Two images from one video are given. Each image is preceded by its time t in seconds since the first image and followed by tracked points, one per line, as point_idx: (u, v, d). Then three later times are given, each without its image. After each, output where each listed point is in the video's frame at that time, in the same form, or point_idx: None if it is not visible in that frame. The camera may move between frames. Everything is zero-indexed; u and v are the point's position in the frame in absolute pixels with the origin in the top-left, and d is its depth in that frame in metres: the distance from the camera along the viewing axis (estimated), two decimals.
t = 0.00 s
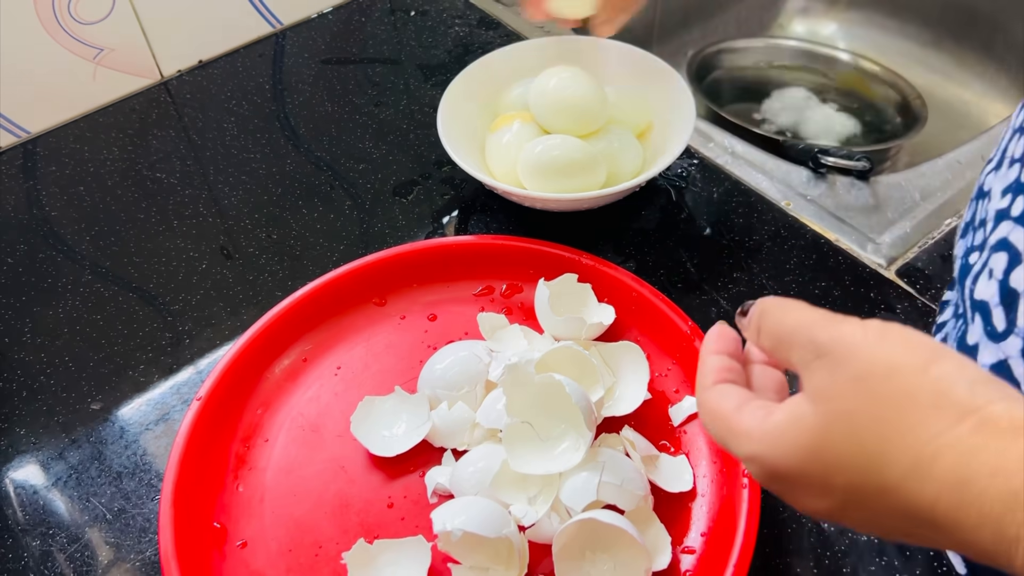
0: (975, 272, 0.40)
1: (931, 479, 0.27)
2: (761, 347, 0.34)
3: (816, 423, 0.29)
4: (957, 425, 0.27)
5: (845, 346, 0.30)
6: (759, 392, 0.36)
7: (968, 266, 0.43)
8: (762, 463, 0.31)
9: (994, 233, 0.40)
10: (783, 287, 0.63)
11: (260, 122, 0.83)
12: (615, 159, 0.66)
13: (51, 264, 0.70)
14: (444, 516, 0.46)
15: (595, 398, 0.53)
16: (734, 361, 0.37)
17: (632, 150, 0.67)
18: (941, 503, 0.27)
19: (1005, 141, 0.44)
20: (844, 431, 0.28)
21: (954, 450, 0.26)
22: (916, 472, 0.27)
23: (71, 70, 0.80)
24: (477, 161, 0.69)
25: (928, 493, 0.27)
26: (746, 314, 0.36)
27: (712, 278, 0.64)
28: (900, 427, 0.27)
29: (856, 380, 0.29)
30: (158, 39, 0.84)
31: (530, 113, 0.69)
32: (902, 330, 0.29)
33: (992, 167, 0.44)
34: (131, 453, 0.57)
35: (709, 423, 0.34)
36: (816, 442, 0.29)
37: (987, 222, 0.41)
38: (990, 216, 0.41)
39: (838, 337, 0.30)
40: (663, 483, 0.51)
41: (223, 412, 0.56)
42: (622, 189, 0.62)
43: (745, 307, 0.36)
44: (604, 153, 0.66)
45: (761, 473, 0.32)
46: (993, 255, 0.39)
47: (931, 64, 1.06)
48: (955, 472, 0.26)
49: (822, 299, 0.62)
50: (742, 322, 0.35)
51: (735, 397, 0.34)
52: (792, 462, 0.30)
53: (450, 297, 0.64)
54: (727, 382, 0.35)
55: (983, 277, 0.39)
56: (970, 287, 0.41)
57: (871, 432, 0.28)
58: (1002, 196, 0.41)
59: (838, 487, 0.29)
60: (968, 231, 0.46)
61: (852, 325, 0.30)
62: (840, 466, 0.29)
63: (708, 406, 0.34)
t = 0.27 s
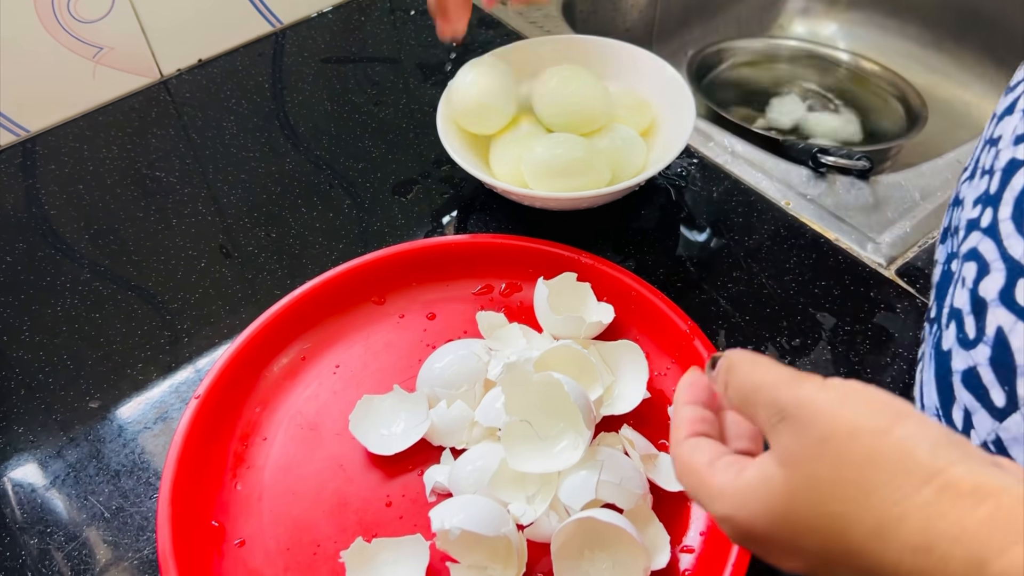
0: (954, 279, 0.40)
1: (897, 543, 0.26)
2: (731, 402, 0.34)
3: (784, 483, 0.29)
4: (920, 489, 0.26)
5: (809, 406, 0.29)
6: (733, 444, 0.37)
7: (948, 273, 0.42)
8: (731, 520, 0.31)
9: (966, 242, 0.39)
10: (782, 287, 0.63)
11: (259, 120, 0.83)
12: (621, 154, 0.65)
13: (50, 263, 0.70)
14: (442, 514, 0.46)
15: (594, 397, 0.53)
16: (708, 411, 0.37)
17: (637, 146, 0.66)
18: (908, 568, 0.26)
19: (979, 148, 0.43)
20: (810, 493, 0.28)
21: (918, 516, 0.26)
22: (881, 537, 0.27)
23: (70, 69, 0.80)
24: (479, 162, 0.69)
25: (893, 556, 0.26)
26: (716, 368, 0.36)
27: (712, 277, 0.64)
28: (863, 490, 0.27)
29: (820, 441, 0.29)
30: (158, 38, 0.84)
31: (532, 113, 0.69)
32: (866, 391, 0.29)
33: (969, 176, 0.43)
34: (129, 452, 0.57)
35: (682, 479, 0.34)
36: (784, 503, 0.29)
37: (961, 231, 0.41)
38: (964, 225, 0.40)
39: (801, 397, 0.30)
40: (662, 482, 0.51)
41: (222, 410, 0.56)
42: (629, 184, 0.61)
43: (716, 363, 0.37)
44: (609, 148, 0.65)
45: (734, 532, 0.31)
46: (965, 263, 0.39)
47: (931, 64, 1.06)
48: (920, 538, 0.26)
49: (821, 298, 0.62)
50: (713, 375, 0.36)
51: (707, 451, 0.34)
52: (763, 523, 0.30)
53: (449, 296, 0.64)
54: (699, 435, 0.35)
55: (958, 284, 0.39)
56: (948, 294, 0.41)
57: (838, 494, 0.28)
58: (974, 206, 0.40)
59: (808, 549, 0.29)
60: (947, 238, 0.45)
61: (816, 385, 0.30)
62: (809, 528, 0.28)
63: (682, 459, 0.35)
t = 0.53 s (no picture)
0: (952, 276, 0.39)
1: (811, 479, 0.26)
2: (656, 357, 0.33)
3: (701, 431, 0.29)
4: (832, 425, 0.26)
5: (727, 356, 0.29)
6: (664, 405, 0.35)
7: (949, 270, 0.42)
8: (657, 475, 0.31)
9: (965, 235, 0.38)
10: (784, 288, 0.63)
11: (261, 121, 0.83)
12: (625, 154, 0.66)
13: (53, 263, 0.71)
14: (445, 513, 0.46)
15: (596, 397, 0.53)
16: (639, 371, 0.36)
17: (641, 145, 0.67)
18: (821, 501, 0.26)
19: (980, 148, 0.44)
20: (725, 438, 0.28)
21: (828, 452, 0.26)
22: (795, 474, 0.27)
23: (73, 69, 0.80)
24: (483, 164, 0.69)
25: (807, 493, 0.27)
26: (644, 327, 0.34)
27: (713, 278, 0.64)
28: (774, 429, 0.27)
29: (733, 387, 0.28)
30: (161, 38, 0.84)
31: (535, 116, 0.69)
32: (780, 339, 0.29)
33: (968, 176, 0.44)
34: (132, 451, 0.57)
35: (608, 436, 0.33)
36: (700, 450, 0.29)
37: (960, 228, 0.40)
38: (963, 222, 0.39)
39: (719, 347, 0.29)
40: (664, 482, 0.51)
41: (224, 411, 0.56)
42: (635, 183, 0.62)
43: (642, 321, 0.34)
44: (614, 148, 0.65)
45: (659, 483, 0.31)
46: (962, 257, 0.37)
47: (932, 65, 1.06)
48: (831, 473, 0.26)
49: (823, 300, 0.62)
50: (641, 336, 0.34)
51: (635, 411, 0.33)
52: (683, 471, 0.30)
53: (451, 296, 0.64)
54: (629, 396, 0.34)
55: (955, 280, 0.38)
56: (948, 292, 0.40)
57: (751, 436, 0.28)
58: (972, 202, 0.39)
59: (726, 491, 0.29)
60: (945, 237, 0.45)
61: (730, 334, 0.29)
62: (726, 473, 0.29)
63: (610, 421, 0.33)
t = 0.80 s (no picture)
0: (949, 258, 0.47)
1: (806, 358, 0.28)
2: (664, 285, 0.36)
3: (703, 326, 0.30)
4: (826, 309, 0.28)
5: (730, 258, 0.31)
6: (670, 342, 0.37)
7: (940, 257, 0.50)
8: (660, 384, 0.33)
9: (961, 218, 0.45)
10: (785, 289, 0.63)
11: (261, 120, 0.83)
12: (626, 154, 0.66)
13: (52, 262, 0.70)
14: (444, 515, 0.45)
15: (596, 399, 0.52)
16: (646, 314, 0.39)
17: (642, 145, 0.66)
18: (814, 380, 0.28)
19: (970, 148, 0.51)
20: (724, 329, 0.29)
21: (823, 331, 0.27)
22: (789, 356, 0.28)
23: (73, 68, 0.80)
24: (484, 164, 0.69)
25: (800, 376, 0.28)
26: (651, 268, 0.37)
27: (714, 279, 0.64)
28: (771, 313, 0.29)
29: (734, 280, 0.30)
30: (160, 37, 0.84)
31: (536, 116, 0.69)
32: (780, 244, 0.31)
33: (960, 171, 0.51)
34: (130, 452, 0.57)
35: (616, 357, 0.35)
36: (699, 344, 0.30)
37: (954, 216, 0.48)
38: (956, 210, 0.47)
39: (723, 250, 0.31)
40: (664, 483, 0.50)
41: (223, 411, 0.56)
42: (636, 183, 0.62)
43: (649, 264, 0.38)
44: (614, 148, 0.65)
45: (658, 390, 0.33)
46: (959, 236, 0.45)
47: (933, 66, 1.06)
48: (827, 352, 0.27)
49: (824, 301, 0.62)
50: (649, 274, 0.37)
51: (642, 337, 0.35)
52: (681, 368, 0.31)
53: (451, 297, 0.64)
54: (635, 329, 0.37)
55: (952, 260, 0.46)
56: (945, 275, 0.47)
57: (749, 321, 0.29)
58: (966, 191, 0.47)
59: (720, 387, 0.30)
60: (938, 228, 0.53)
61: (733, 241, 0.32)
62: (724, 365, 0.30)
63: (618, 348, 0.36)
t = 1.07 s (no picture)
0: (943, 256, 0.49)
1: (849, 290, 0.30)
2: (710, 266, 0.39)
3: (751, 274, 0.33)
4: (865, 244, 0.31)
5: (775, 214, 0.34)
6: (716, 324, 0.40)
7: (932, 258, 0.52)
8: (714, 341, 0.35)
9: (958, 219, 0.47)
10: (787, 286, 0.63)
11: (263, 118, 0.83)
12: (628, 151, 0.66)
13: (54, 259, 0.70)
14: (447, 512, 0.46)
15: (598, 396, 0.53)
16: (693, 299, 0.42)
17: (644, 143, 0.66)
18: (859, 310, 0.30)
19: (955, 155, 0.54)
20: (772, 271, 0.32)
21: (862, 264, 0.30)
22: (833, 287, 0.30)
23: (75, 65, 0.80)
24: (486, 162, 0.69)
25: (844, 306, 0.30)
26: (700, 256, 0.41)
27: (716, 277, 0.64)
28: (812, 254, 0.31)
29: (774, 234, 0.33)
30: (163, 34, 0.84)
31: (538, 113, 0.69)
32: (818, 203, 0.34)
33: (947, 177, 0.54)
34: (133, 448, 0.57)
35: (664, 331, 0.38)
36: (749, 287, 0.33)
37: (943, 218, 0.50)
38: (946, 212, 0.50)
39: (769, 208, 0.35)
40: (665, 481, 0.50)
41: (226, 408, 0.56)
42: (638, 181, 0.62)
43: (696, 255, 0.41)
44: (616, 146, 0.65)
45: (709, 346, 0.35)
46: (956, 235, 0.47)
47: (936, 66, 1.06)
48: (868, 280, 0.30)
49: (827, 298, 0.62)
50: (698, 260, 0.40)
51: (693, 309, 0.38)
52: (730, 318, 0.34)
53: (453, 294, 0.64)
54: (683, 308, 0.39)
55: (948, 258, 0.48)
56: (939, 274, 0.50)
57: (792, 264, 0.32)
58: (956, 193, 0.49)
59: (769, 330, 0.32)
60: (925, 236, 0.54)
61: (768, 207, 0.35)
62: (772, 305, 0.32)
63: (670, 322, 0.38)
